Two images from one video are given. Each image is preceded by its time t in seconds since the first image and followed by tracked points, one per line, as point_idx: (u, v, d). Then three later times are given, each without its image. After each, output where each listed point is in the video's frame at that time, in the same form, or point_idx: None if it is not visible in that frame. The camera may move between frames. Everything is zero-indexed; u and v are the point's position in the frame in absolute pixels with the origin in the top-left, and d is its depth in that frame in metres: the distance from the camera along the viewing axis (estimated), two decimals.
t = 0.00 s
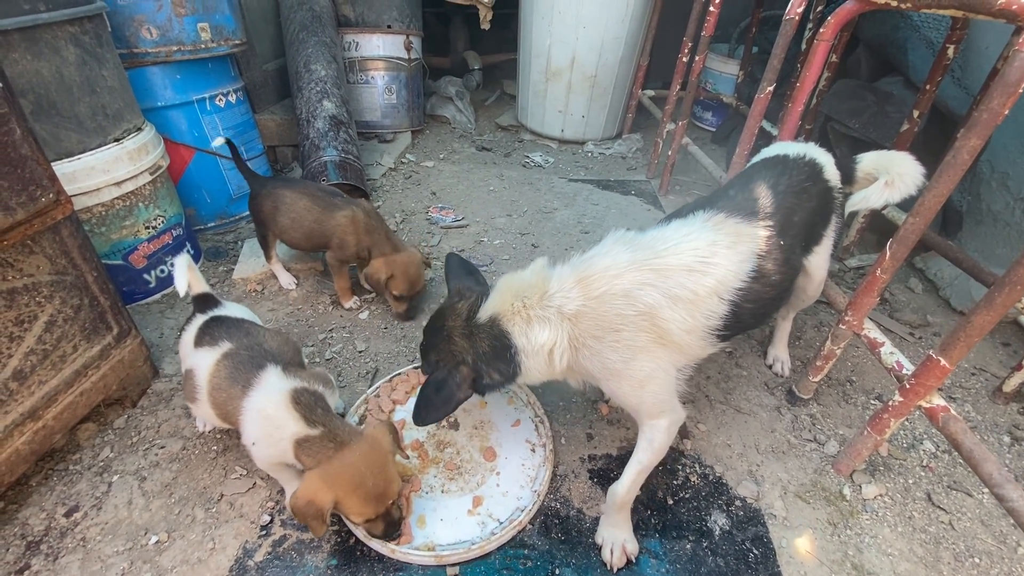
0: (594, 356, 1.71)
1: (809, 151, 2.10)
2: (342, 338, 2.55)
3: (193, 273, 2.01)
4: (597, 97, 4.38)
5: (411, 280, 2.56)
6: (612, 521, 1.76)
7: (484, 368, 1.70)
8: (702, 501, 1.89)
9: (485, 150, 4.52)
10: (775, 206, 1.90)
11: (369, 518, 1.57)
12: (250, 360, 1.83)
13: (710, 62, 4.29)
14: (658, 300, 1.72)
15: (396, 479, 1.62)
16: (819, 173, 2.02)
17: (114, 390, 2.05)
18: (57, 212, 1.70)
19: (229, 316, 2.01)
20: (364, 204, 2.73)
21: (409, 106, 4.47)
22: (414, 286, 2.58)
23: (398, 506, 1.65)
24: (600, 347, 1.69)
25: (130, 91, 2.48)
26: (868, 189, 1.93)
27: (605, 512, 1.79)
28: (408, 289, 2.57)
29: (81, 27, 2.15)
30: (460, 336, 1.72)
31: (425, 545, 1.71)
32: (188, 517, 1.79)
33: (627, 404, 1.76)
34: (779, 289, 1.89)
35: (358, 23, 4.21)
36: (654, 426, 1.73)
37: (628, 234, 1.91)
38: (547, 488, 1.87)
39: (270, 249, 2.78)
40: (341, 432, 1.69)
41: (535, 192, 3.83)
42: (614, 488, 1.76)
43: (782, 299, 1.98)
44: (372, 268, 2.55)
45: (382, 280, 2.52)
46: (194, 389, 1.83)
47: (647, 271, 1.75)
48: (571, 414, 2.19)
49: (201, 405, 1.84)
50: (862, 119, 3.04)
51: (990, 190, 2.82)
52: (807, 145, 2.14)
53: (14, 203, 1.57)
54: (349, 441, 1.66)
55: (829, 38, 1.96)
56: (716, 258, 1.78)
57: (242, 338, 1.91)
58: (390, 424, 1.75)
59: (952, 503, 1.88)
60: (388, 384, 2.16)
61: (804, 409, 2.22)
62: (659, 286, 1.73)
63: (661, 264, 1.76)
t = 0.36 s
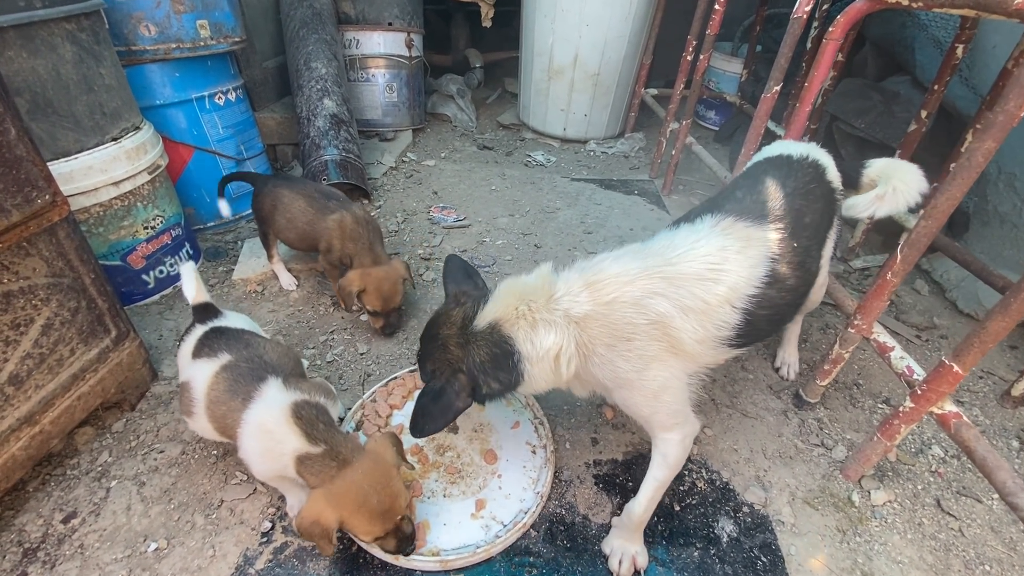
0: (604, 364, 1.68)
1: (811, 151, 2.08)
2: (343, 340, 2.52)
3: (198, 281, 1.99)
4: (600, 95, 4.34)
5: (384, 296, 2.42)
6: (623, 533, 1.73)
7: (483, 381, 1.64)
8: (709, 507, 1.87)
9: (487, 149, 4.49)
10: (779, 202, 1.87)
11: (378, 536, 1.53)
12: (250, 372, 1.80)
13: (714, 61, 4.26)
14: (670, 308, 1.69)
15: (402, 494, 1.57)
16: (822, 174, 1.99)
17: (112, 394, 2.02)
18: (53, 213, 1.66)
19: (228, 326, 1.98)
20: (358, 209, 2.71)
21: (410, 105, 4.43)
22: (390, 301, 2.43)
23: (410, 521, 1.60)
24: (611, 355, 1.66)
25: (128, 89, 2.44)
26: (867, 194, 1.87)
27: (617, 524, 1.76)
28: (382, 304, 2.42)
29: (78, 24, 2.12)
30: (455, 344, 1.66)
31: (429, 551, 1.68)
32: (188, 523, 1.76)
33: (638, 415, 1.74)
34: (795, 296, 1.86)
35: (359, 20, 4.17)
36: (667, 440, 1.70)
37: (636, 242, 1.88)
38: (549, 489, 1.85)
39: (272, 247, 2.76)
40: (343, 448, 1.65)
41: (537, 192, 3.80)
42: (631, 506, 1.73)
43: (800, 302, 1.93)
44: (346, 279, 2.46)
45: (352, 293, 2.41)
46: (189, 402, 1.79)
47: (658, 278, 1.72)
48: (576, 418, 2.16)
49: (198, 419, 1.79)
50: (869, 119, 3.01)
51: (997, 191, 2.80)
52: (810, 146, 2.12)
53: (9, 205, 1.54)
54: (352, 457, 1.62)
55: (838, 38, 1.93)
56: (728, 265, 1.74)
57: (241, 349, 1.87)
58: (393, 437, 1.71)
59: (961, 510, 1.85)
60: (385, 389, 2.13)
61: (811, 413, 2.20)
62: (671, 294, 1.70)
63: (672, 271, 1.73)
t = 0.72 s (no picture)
0: (582, 349, 1.66)
1: (811, 140, 2.03)
2: (346, 333, 2.50)
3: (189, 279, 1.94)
4: (603, 90, 4.32)
5: (384, 285, 2.39)
6: (625, 526, 1.72)
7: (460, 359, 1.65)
8: (715, 501, 1.86)
9: (489, 144, 4.47)
10: (783, 183, 1.83)
11: (387, 535, 1.52)
12: (249, 371, 1.78)
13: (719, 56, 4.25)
14: (644, 292, 1.65)
15: (411, 493, 1.56)
16: (819, 162, 1.93)
17: (114, 384, 2.00)
18: (55, 201, 1.65)
19: (224, 325, 1.95)
20: (359, 199, 2.69)
21: (413, 99, 4.41)
22: (390, 290, 2.41)
23: (418, 515, 1.58)
24: (588, 341, 1.64)
25: (131, 79, 2.43)
26: (878, 189, 1.82)
27: (619, 517, 1.75)
28: (382, 292, 2.40)
29: (80, 12, 2.10)
30: (436, 323, 1.67)
31: (434, 543, 1.67)
32: (191, 514, 1.75)
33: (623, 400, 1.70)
34: (779, 284, 1.80)
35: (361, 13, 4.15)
36: (654, 425, 1.67)
37: (616, 225, 1.86)
38: (553, 481, 1.84)
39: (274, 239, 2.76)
40: (347, 447, 1.62)
41: (540, 186, 3.79)
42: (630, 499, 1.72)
43: (786, 291, 1.88)
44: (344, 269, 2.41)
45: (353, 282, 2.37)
46: (189, 403, 1.78)
47: (632, 262, 1.69)
48: (580, 411, 2.15)
49: (197, 419, 1.78)
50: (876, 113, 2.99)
51: (1004, 185, 2.77)
52: (811, 136, 2.07)
53: (10, 191, 1.52)
54: (357, 457, 1.60)
55: (846, 28, 1.90)
56: (705, 249, 1.70)
57: (239, 348, 1.85)
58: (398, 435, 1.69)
59: (970, 504, 1.84)
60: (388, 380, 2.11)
61: (817, 407, 2.19)
62: (646, 278, 1.67)
63: (646, 256, 1.70)
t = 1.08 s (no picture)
0: (557, 337, 1.69)
1: (795, 137, 2.02)
2: (348, 331, 2.53)
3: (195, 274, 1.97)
4: (604, 90, 4.33)
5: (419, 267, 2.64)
6: (618, 516, 1.74)
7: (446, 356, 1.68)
8: (713, 496, 1.88)
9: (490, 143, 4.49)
10: (778, 180, 1.85)
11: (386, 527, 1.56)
12: (258, 363, 1.80)
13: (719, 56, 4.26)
14: (616, 280, 1.68)
15: (410, 490, 1.58)
16: (799, 159, 1.92)
17: (120, 380, 2.03)
18: (63, 199, 1.67)
19: (232, 318, 1.98)
20: (357, 195, 2.71)
21: (414, 98, 4.44)
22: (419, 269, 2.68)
23: (419, 508, 1.62)
24: (562, 329, 1.67)
25: (136, 79, 2.46)
26: (875, 182, 1.81)
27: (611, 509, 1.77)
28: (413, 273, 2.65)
29: (86, 13, 2.12)
30: (419, 319, 1.71)
31: (435, 534, 1.70)
32: (195, 508, 1.78)
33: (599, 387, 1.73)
34: (749, 277, 1.81)
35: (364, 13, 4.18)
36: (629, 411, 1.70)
37: (591, 217, 1.89)
38: (549, 469, 1.87)
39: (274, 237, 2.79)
40: (350, 443, 1.64)
41: (539, 185, 3.81)
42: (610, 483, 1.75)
43: (758, 284, 1.88)
44: (387, 267, 2.50)
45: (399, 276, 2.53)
46: (199, 392, 1.80)
47: (604, 252, 1.72)
48: (580, 408, 2.17)
49: (207, 410, 1.80)
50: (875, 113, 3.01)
51: (1002, 185, 2.79)
52: (793, 133, 2.06)
53: (21, 189, 1.55)
54: (358, 454, 1.61)
55: (844, 28, 1.91)
56: (676, 239, 1.72)
57: (248, 340, 1.88)
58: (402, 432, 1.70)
59: (965, 500, 1.86)
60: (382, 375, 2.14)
61: (814, 405, 2.21)
62: (617, 266, 1.69)
63: (617, 245, 1.73)
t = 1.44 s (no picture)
0: (561, 341, 1.71)
1: (794, 142, 2.03)
2: (349, 332, 2.55)
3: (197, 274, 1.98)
4: (605, 91, 4.35)
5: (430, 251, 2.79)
6: (617, 517, 1.76)
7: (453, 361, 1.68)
8: (710, 497, 1.90)
9: (491, 145, 4.51)
10: (778, 185, 1.86)
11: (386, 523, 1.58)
12: (262, 360, 1.83)
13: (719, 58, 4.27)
14: (619, 286, 1.70)
15: (411, 485, 1.61)
16: (800, 165, 1.93)
17: (124, 381, 2.05)
18: (69, 202, 1.69)
19: (236, 317, 2.00)
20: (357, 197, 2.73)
21: (415, 100, 4.45)
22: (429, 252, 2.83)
23: (418, 506, 1.64)
24: (566, 333, 1.69)
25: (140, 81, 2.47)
26: (877, 187, 1.83)
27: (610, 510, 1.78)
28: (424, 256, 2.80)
29: (91, 17, 2.14)
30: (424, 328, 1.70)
31: (436, 534, 1.72)
32: (198, 507, 1.80)
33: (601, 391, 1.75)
34: (749, 283, 1.82)
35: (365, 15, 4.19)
36: (630, 414, 1.72)
37: (594, 221, 1.90)
38: (548, 469, 1.90)
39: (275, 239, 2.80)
40: (353, 438, 1.67)
41: (539, 186, 3.83)
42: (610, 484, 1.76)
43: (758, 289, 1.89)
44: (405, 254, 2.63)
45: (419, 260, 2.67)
46: (203, 389, 1.82)
47: (607, 257, 1.73)
48: (579, 409, 2.19)
49: (211, 407, 1.82)
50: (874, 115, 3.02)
51: (1000, 189, 2.80)
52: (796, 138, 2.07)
53: (27, 193, 1.57)
54: (361, 449, 1.64)
55: (843, 33, 1.93)
56: (677, 246, 1.74)
57: (252, 338, 1.90)
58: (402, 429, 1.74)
59: (960, 502, 1.88)
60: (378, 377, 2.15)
61: (812, 407, 2.22)
62: (621, 272, 1.71)
63: (620, 250, 1.74)
